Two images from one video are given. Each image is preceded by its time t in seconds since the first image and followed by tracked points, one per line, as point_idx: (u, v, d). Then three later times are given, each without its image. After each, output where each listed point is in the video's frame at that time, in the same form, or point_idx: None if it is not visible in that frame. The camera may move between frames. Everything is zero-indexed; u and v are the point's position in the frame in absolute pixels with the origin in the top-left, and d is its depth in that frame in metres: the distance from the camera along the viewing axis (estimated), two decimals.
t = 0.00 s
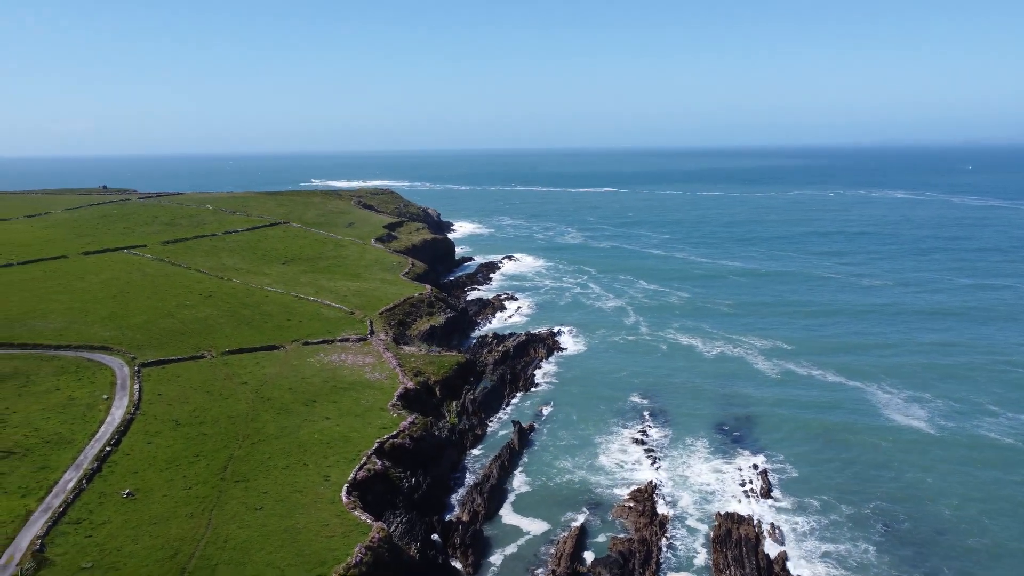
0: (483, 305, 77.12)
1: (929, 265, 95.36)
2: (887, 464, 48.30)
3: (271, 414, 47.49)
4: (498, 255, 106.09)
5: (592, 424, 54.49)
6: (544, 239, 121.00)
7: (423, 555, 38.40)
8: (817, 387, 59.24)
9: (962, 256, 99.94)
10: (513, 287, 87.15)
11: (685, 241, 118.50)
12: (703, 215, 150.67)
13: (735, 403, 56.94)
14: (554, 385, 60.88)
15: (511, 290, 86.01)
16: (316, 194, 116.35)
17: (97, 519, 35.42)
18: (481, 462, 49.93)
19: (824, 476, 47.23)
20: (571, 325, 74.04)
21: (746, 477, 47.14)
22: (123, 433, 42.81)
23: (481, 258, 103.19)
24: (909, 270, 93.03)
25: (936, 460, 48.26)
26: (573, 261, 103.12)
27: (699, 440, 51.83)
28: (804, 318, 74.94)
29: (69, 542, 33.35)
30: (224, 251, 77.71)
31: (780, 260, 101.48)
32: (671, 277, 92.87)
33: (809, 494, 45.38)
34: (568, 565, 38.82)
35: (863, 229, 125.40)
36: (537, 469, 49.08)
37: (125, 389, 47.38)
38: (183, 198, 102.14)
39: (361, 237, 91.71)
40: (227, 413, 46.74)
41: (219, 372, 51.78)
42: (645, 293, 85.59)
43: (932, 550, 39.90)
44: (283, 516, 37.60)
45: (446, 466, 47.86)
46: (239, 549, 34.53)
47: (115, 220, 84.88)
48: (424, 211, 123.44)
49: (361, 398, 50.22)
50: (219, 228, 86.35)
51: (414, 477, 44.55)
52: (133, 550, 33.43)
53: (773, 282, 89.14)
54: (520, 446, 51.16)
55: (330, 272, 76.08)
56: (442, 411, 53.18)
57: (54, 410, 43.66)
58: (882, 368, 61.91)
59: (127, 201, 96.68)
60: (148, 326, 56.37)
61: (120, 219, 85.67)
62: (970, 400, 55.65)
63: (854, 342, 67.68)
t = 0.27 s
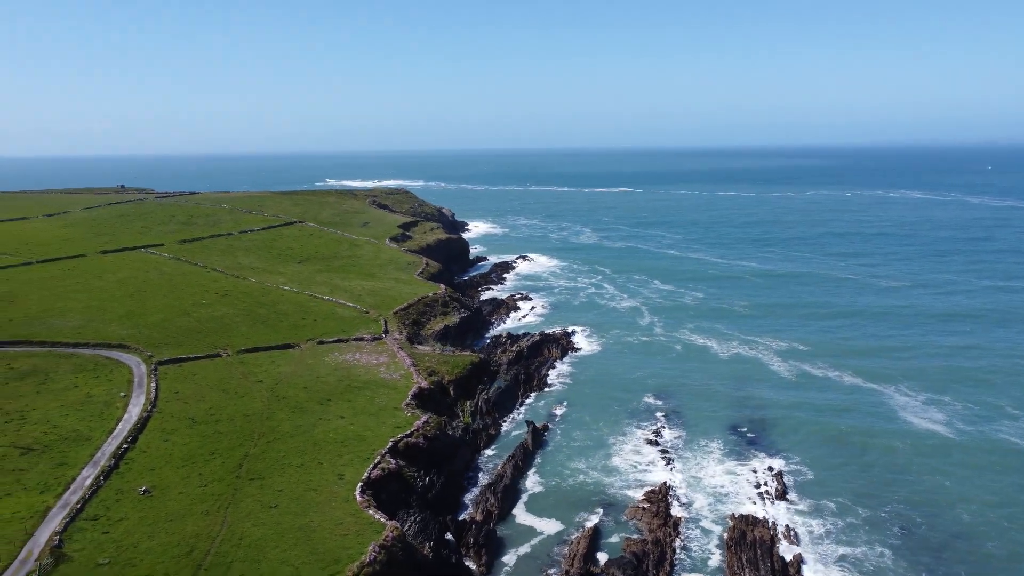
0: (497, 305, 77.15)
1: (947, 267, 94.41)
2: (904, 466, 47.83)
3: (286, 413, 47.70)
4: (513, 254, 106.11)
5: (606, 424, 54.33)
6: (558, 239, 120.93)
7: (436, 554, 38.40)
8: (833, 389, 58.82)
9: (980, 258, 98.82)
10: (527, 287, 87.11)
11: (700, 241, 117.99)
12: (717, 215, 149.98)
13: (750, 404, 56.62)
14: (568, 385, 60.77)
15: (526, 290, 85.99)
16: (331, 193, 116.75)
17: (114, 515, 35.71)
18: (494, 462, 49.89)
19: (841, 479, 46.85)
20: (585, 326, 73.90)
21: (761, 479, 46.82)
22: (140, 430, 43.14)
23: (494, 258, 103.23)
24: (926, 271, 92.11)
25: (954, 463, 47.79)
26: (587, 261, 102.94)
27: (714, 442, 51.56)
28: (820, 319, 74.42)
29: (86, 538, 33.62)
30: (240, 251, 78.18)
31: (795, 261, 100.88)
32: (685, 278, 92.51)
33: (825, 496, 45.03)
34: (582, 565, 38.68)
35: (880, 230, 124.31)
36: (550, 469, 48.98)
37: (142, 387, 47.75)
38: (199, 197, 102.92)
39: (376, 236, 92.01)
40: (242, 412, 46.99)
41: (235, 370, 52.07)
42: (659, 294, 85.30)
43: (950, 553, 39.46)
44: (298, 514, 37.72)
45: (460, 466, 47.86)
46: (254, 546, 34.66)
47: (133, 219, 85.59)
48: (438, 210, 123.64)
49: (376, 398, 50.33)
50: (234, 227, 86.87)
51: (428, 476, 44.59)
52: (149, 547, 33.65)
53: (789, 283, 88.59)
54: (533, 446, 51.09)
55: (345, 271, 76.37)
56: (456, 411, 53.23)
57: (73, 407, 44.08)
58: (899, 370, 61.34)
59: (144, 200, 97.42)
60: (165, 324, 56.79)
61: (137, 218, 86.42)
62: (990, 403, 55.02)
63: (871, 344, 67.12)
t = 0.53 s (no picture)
0: (512, 305, 77.12)
1: (966, 268, 93.38)
2: (922, 470, 47.34)
3: (302, 411, 47.88)
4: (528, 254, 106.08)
5: (621, 425, 54.14)
6: (573, 239, 120.78)
7: (450, 553, 38.38)
8: (850, 391, 58.37)
9: (999, 260, 97.61)
10: (542, 287, 87.01)
11: (715, 242, 117.40)
12: (732, 216, 149.17)
13: (767, 406, 56.27)
14: (583, 385, 60.63)
15: (541, 290, 85.90)
16: (346, 192, 117.25)
17: (132, 512, 35.98)
18: (508, 462, 49.85)
19: (858, 482, 46.43)
20: (601, 326, 73.71)
21: (778, 481, 46.46)
22: (157, 428, 43.44)
23: (509, 258, 103.20)
24: (945, 273, 91.12)
25: (974, 467, 47.23)
26: (602, 261, 102.70)
27: (730, 443, 51.25)
28: (837, 321, 73.83)
29: (104, 534, 33.89)
30: (257, 250, 78.61)
31: (812, 262, 100.17)
32: (701, 278, 92.07)
33: (842, 499, 44.64)
34: (596, 566, 38.54)
35: (898, 231, 123.12)
36: (565, 470, 48.86)
37: (159, 384, 48.09)
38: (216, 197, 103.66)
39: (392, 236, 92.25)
40: (258, 410, 47.22)
41: (251, 368, 52.34)
42: (675, 294, 84.96)
43: (969, 558, 38.99)
44: (313, 513, 37.81)
45: (474, 466, 47.85)
46: (270, 544, 34.80)
47: (151, 218, 86.36)
48: (454, 210, 123.72)
49: (391, 397, 50.40)
50: (251, 226, 87.37)
51: (442, 476, 44.59)
52: (166, 544, 33.85)
53: (806, 284, 87.96)
54: (548, 446, 51.00)
55: (361, 271, 76.59)
56: (470, 411, 53.25)
57: (92, 405, 44.47)
58: (918, 372, 60.75)
59: (162, 199, 98.28)
60: (182, 322, 57.18)
61: (155, 217, 87.12)
62: (1010, 406, 54.37)
63: (889, 346, 66.55)
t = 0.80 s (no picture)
0: (527, 305, 77.07)
1: (985, 270, 92.35)
2: (941, 473, 46.85)
3: (317, 410, 48.08)
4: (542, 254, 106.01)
5: (635, 426, 53.94)
6: (587, 239, 120.59)
7: (464, 552, 38.37)
8: (868, 393, 57.87)
9: (1019, 261, 96.46)
10: (557, 287, 86.91)
11: (730, 242, 116.78)
12: (746, 216, 148.33)
13: (784, 408, 55.90)
14: (598, 385, 60.49)
15: (556, 290, 85.81)
16: (361, 192, 117.68)
17: (148, 509, 36.23)
18: (522, 462, 49.79)
19: (875, 484, 46.04)
20: (616, 326, 73.52)
21: (793, 483, 46.09)
22: (174, 425, 43.75)
23: (523, 258, 103.16)
24: (963, 274, 90.13)
25: (993, 470, 46.70)
26: (617, 261, 102.44)
27: (746, 445, 50.93)
28: (854, 322, 73.24)
29: (121, 531, 34.15)
30: (273, 249, 79.05)
31: (828, 263, 99.45)
32: (716, 279, 91.64)
33: (859, 502, 44.26)
34: (609, 567, 38.41)
35: (915, 232, 121.88)
36: (578, 470, 48.74)
37: (176, 382, 48.44)
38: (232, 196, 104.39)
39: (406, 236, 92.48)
40: (274, 409, 47.45)
41: (266, 367, 52.62)
42: (691, 295, 84.61)
43: (988, 562, 38.56)
44: (327, 511, 37.92)
45: (488, 465, 47.82)
46: (285, 542, 34.93)
47: (168, 217, 87.06)
48: (468, 210, 123.81)
49: (405, 396, 50.49)
50: (267, 226, 87.91)
51: (456, 475, 44.59)
52: (182, 540, 34.06)
53: (822, 285, 87.32)
54: (561, 446, 50.90)
55: (376, 270, 76.82)
56: (485, 410, 53.26)
57: (110, 402, 44.87)
58: (936, 374, 60.14)
59: (179, 199, 99.02)
60: (198, 321, 57.60)
61: (173, 216, 87.82)
62: None
63: (907, 348, 65.93)
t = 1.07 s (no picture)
0: (541, 305, 77.02)
1: (1005, 272, 91.20)
2: (960, 476, 46.34)
3: (332, 409, 48.24)
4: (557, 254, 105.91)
5: (650, 427, 53.72)
6: (602, 239, 120.38)
7: (478, 552, 38.33)
8: (886, 396, 57.35)
9: None
10: (571, 287, 86.78)
11: (745, 243, 116.16)
12: (761, 217, 147.53)
13: (801, 410, 55.48)
14: (613, 386, 60.32)
15: (570, 290, 85.71)
16: (376, 192, 118.06)
17: (165, 506, 36.49)
18: (536, 462, 49.73)
19: (893, 487, 45.63)
20: (631, 327, 73.31)
21: (809, 486, 45.74)
22: (191, 423, 44.06)
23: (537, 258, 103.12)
24: (982, 276, 89.10)
25: (1013, 474, 46.11)
26: (632, 261, 102.16)
27: (762, 447, 50.62)
28: (872, 324, 72.64)
29: (139, 527, 34.43)
30: (289, 249, 79.48)
31: (844, 264, 98.72)
32: (732, 280, 91.18)
33: (876, 504, 43.86)
34: (624, 568, 38.24)
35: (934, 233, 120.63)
36: (592, 471, 48.61)
37: (193, 381, 48.80)
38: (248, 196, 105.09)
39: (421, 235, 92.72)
40: (289, 407, 47.65)
41: (282, 366, 52.89)
42: (706, 295, 84.25)
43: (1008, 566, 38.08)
44: (342, 510, 38.02)
45: (502, 465, 47.78)
46: (300, 540, 35.05)
47: (185, 217, 87.73)
48: (483, 209, 123.88)
49: (420, 396, 50.56)
50: (283, 225, 88.44)
51: (470, 475, 44.58)
52: (199, 537, 34.28)
53: (839, 287, 86.66)
54: (575, 446, 50.77)
55: (390, 270, 77.07)
56: (499, 410, 53.25)
57: (128, 400, 45.27)
58: (955, 377, 59.50)
59: (196, 199, 99.73)
60: (214, 320, 58.00)
61: (190, 216, 88.53)
62: None
63: (925, 350, 65.29)
